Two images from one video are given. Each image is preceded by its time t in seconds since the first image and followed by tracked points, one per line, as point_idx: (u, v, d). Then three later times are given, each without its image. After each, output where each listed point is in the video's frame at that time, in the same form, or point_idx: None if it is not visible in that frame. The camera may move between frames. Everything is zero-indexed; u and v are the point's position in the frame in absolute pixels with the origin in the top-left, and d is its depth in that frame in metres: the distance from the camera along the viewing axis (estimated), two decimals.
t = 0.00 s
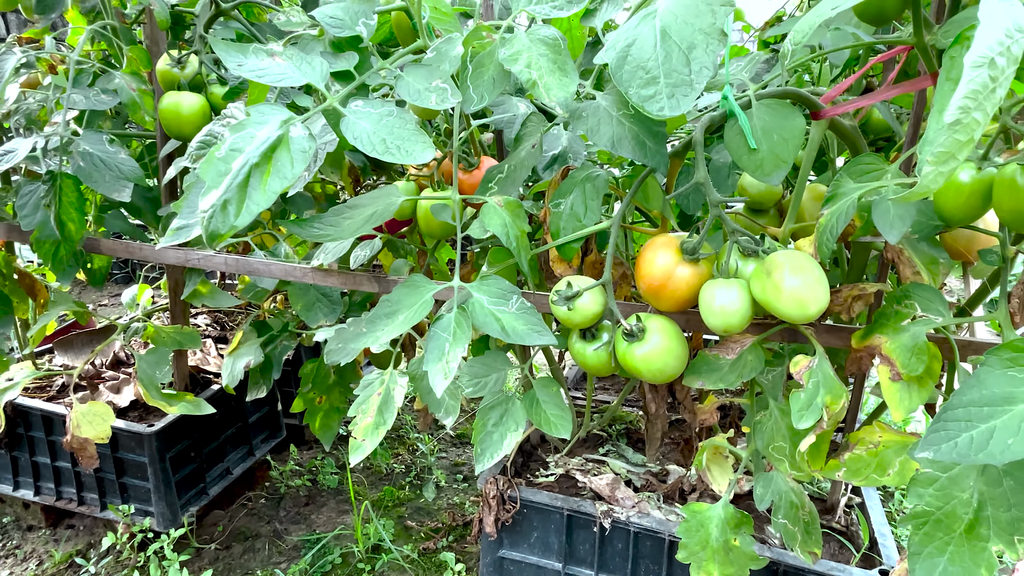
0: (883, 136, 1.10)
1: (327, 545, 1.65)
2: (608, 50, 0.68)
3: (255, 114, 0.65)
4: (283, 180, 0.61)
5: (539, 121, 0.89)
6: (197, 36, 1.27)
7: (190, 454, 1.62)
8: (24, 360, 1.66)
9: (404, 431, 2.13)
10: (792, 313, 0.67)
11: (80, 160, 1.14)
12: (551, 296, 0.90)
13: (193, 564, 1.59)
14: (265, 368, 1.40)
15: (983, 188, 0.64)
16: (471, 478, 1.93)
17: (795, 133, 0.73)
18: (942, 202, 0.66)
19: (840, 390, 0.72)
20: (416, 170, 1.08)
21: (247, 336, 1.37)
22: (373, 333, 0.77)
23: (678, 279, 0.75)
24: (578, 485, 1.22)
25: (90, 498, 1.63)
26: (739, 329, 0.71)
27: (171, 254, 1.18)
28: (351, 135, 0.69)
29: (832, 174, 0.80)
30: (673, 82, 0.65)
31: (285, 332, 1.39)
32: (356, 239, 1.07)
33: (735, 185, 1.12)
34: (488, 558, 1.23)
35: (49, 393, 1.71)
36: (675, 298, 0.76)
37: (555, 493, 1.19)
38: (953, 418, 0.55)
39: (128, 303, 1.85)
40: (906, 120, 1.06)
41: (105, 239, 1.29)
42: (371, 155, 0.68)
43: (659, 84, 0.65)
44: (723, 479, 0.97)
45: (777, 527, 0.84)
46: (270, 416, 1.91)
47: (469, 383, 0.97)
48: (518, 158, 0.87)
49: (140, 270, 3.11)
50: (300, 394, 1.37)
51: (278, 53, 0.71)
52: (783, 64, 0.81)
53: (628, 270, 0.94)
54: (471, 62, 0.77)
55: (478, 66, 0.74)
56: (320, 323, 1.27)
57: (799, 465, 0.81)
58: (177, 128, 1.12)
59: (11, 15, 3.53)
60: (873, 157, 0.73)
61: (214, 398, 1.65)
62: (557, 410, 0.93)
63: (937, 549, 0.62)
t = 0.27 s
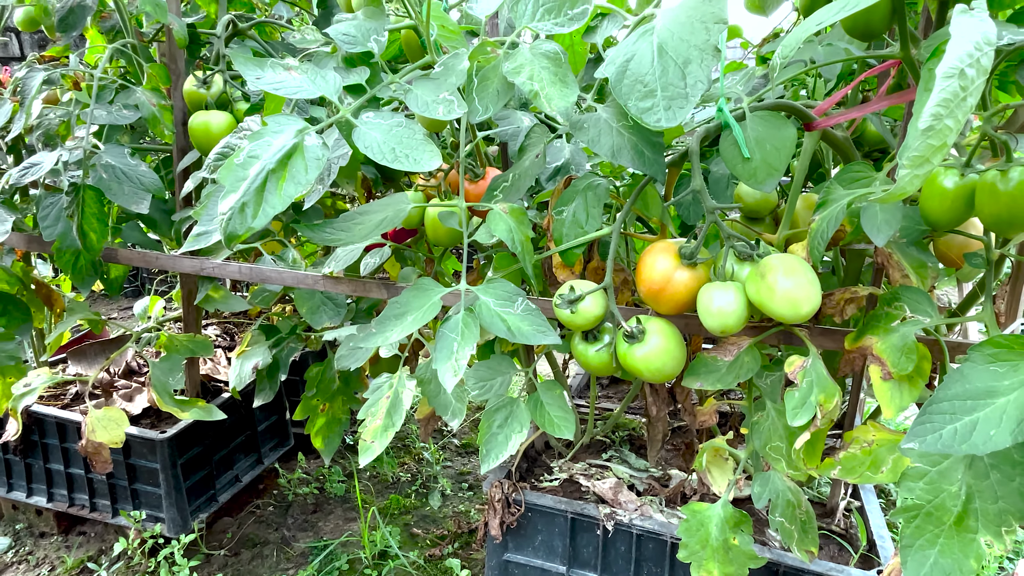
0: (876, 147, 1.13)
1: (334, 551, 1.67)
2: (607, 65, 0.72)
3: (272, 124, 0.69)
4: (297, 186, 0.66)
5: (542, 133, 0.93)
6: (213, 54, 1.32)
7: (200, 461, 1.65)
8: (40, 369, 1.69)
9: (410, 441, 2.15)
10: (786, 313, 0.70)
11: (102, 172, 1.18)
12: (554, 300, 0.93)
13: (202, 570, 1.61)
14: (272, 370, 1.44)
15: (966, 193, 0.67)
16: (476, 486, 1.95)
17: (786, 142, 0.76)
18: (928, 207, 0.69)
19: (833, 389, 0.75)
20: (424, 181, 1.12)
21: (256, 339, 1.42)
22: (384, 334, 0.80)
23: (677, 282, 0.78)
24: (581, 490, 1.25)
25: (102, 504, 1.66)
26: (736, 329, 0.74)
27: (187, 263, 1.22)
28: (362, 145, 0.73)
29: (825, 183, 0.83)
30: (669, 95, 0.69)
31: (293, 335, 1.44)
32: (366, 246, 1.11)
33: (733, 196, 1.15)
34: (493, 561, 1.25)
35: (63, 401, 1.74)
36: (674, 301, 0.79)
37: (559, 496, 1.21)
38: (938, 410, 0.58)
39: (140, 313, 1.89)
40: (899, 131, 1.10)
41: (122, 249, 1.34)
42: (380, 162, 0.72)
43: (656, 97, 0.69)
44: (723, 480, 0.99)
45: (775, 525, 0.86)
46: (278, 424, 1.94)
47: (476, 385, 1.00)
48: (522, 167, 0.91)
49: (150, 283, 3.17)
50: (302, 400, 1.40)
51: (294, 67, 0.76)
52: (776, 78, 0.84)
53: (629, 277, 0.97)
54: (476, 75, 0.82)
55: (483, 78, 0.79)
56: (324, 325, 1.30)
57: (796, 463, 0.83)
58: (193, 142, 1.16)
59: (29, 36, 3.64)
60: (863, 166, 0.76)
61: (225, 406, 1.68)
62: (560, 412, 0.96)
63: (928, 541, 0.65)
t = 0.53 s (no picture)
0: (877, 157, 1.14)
1: (338, 562, 1.67)
2: (609, 76, 0.73)
3: (283, 132, 0.71)
4: (310, 191, 0.67)
5: (546, 142, 0.94)
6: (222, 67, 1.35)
7: (205, 471, 1.65)
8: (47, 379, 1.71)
9: (414, 452, 2.14)
10: (787, 319, 0.70)
11: (110, 182, 1.20)
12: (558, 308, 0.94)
13: None
14: (282, 384, 1.42)
15: (965, 200, 0.67)
16: (480, 498, 1.94)
17: (787, 150, 0.77)
18: (927, 214, 0.70)
19: (835, 395, 0.75)
20: (429, 191, 1.14)
21: (265, 353, 1.39)
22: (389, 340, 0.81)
23: (679, 289, 0.79)
24: (586, 499, 1.24)
25: (107, 514, 1.66)
26: (738, 335, 0.74)
27: (195, 272, 1.24)
28: (372, 152, 0.75)
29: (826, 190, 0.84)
30: (671, 105, 0.69)
31: (302, 349, 1.42)
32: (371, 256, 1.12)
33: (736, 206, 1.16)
34: (498, 571, 1.25)
35: (69, 411, 1.75)
36: (676, 307, 0.80)
37: (563, 506, 1.21)
38: (939, 413, 0.59)
39: (146, 325, 1.90)
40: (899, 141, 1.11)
41: (131, 260, 1.35)
42: (389, 168, 0.73)
43: (658, 107, 0.69)
44: (727, 489, 0.99)
45: (779, 533, 0.85)
46: (283, 435, 1.94)
47: (479, 393, 1.01)
48: (526, 176, 0.92)
49: (156, 295, 3.19)
50: (313, 410, 1.41)
51: (304, 77, 0.78)
52: (776, 87, 0.85)
53: (632, 285, 0.98)
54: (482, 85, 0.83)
55: (490, 87, 0.80)
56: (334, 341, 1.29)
57: (800, 471, 0.83)
58: (203, 153, 1.18)
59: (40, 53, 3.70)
60: (863, 173, 0.76)
61: (231, 416, 1.69)
62: (564, 419, 0.97)
63: (931, 547, 0.65)
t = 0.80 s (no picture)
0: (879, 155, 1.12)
1: (332, 572, 1.63)
2: (603, 66, 0.71)
3: (264, 124, 0.69)
4: (288, 186, 0.66)
5: (539, 138, 0.92)
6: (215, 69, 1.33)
7: (197, 479, 1.63)
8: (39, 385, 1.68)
9: (411, 461, 2.11)
10: (787, 316, 0.68)
11: (102, 182, 1.19)
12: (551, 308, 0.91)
13: None
14: (272, 388, 1.41)
15: (970, 191, 0.65)
16: (478, 507, 1.90)
17: (786, 143, 0.75)
18: (932, 207, 0.68)
19: (837, 395, 0.72)
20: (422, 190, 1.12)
21: (255, 356, 1.39)
22: (376, 342, 0.78)
23: (675, 286, 0.77)
24: (583, 507, 1.21)
25: (97, 523, 1.63)
26: (736, 333, 0.72)
27: (185, 275, 1.22)
28: (355, 146, 0.73)
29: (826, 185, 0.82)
30: (666, 95, 0.67)
31: (292, 353, 1.41)
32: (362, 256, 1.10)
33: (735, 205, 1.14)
34: None
35: (61, 417, 1.73)
36: (673, 305, 0.77)
37: (560, 514, 1.18)
38: (946, 412, 0.56)
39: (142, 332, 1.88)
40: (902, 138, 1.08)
41: (122, 263, 1.34)
42: (374, 163, 0.72)
43: (652, 97, 0.67)
44: (727, 495, 0.96)
45: (781, 539, 0.82)
46: (277, 443, 1.91)
47: (473, 397, 0.98)
48: (519, 173, 0.90)
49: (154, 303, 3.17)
50: (303, 415, 1.38)
51: (288, 71, 0.76)
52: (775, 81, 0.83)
53: (629, 285, 0.96)
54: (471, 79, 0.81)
55: (478, 82, 0.78)
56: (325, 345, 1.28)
57: (802, 475, 0.80)
58: (192, 154, 1.16)
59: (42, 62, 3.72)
60: (864, 166, 0.73)
61: (224, 423, 1.66)
62: (558, 422, 0.94)
63: (939, 553, 0.63)
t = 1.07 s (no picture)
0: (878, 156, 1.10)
1: None
2: (590, 56, 0.69)
3: (240, 119, 0.65)
4: (262, 181, 0.61)
5: (527, 135, 0.91)
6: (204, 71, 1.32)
7: (185, 490, 1.59)
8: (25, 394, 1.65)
9: (406, 473, 2.07)
10: (782, 314, 0.65)
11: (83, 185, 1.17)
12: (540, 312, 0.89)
13: None
14: (256, 395, 1.38)
15: (972, 183, 0.62)
16: (473, 520, 1.86)
17: (779, 136, 0.73)
18: (931, 201, 0.65)
19: (836, 399, 0.69)
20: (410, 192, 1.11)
21: (241, 363, 1.40)
22: (357, 344, 0.76)
23: (666, 285, 0.74)
24: (577, 519, 1.18)
25: (82, 536, 1.59)
26: (729, 334, 0.69)
27: (169, 280, 1.20)
28: (335, 142, 0.70)
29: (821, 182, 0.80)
30: (653, 84, 0.65)
31: (278, 359, 1.39)
32: (348, 258, 1.07)
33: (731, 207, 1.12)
34: None
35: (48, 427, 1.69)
36: (664, 305, 0.75)
37: (553, 525, 1.14)
38: (949, 414, 0.53)
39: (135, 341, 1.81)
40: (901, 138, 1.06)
41: (106, 268, 1.31)
42: (354, 160, 0.68)
43: (640, 86, 0.65)
44: (724, 505, 0.93)
45: (779, 551, 0.79)
46: (268, 454, 1.87)
47: (460, 403, 0.95)
48: (506, 170, 0.90)
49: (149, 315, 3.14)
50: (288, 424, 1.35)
51: (267, 65, 0.73)
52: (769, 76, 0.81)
53: (621, 287, 0.92)
54: (456, 73, 0.78)
55: (463, 76, 0.76)
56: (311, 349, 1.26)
57: (801, 483, 0.77)
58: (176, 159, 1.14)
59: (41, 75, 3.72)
60: (860, 159, 0.71)
61: (212, 433, 1.63)
62: (548, 429, 0.91)
63: (945, 564, 0.59)
